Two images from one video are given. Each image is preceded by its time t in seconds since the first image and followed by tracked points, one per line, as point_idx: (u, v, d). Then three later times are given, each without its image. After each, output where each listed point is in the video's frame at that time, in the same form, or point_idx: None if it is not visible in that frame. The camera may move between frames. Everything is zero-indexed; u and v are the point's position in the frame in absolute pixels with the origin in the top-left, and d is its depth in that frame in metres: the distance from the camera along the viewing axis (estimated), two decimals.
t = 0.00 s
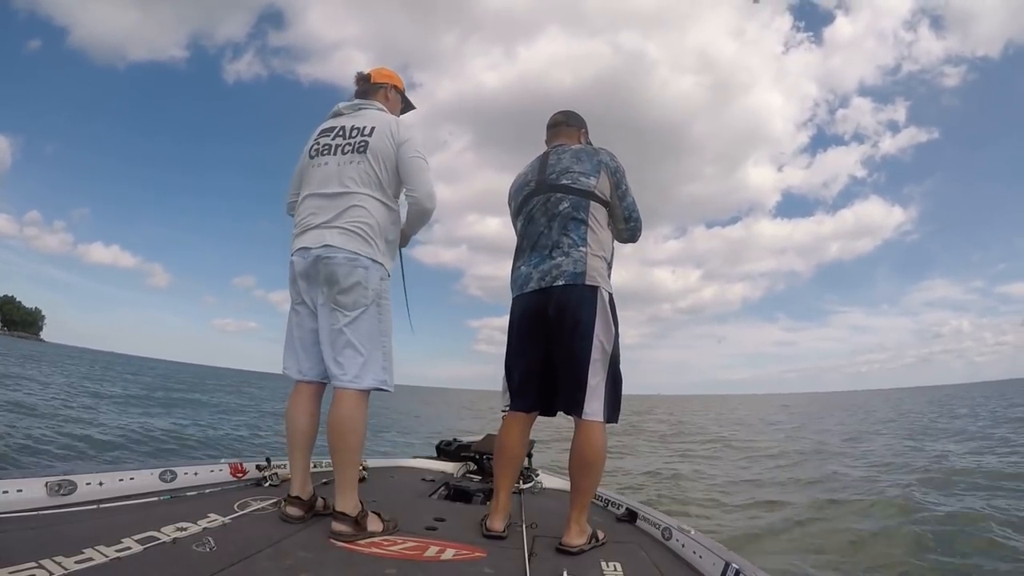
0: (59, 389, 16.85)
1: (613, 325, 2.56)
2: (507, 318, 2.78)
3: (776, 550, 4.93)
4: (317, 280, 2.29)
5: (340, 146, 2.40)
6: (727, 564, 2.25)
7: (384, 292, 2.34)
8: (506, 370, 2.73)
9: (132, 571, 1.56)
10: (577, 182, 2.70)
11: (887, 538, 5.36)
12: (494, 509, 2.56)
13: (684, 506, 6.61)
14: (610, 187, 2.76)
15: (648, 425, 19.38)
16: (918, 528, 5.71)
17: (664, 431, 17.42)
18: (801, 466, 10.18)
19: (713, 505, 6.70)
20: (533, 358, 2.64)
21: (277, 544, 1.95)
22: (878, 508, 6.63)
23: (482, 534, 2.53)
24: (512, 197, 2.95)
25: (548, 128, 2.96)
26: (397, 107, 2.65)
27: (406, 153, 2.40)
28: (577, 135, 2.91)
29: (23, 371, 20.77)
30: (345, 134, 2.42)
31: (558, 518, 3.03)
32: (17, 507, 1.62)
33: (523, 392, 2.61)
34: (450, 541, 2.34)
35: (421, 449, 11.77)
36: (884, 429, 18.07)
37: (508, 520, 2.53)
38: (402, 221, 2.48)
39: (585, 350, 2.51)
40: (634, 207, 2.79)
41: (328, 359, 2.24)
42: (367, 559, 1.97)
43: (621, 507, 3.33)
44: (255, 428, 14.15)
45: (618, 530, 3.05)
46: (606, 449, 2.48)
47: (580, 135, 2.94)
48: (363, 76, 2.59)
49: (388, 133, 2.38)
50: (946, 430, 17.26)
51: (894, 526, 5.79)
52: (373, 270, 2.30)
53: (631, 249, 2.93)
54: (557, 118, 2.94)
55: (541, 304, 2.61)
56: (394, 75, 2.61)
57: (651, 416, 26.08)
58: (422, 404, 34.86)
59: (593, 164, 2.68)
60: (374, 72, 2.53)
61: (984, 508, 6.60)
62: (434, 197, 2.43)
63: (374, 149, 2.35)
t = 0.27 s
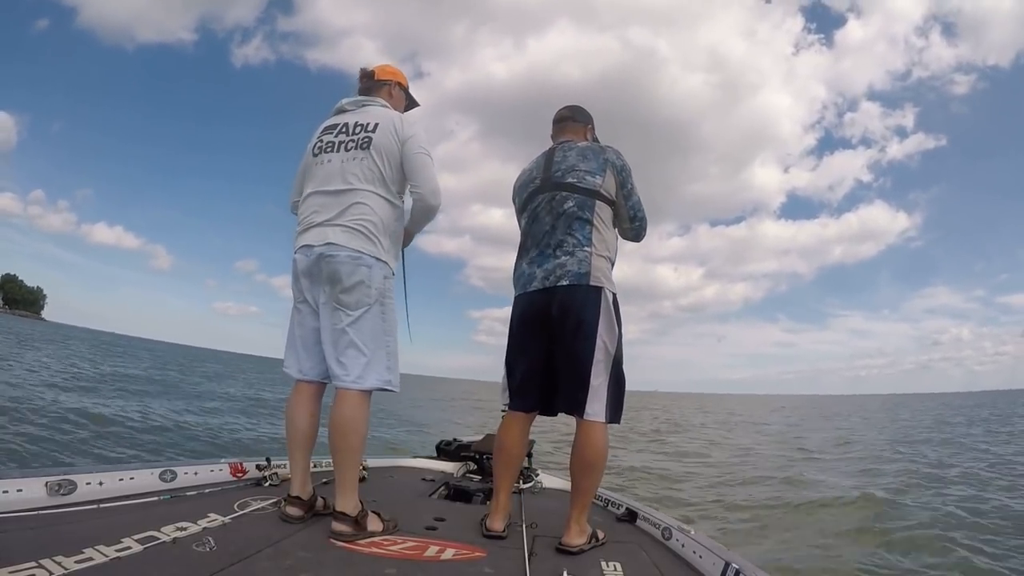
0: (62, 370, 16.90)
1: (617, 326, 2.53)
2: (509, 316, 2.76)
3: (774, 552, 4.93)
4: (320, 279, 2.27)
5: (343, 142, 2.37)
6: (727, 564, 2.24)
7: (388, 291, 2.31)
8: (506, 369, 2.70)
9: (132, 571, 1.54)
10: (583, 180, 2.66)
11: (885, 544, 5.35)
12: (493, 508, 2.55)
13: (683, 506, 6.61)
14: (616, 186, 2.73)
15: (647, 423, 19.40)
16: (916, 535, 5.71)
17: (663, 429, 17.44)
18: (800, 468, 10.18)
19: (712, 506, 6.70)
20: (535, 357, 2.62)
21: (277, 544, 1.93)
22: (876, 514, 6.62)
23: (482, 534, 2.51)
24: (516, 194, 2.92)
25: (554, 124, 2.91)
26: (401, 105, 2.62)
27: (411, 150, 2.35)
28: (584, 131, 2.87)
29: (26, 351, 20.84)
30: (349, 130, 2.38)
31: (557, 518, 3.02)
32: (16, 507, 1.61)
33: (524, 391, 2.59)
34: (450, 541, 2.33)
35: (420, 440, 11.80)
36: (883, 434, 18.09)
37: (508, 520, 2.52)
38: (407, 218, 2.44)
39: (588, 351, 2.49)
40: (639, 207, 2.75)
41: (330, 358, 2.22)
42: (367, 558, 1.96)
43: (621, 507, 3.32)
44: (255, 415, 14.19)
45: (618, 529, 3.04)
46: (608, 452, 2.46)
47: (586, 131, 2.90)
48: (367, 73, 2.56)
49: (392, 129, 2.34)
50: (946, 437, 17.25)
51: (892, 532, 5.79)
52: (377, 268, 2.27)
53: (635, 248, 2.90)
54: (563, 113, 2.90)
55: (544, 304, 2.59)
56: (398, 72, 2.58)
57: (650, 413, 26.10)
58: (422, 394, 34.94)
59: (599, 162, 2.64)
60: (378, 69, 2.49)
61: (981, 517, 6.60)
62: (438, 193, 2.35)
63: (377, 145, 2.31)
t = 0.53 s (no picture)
0: (65, 357, 16.94)
1: (615, 327, 2.52)
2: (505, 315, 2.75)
3: (773, 550, 4.93)
4: (322, 281, 2.26)
5: (343, 143, 2.36)
6: (727, 564, 2.23)
7: (392, 291, 2.30)
8: (504, 366, 2.69)
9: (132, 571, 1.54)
10: (582, 180, 2.64)
11: (884, 544, 5.36)
12: (492, 508, 2.55)
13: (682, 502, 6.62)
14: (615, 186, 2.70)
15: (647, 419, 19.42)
16: (916, 536, 5.71)
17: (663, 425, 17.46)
18: (800, 468, 10.18)
19: (711, 502, 6.71)
20: (532, 356, 2.61)
21: (277, 545, 1.93)
22: (876, 514, 6.62)
23: (482, 534, 2.51)
24: (515, 191, 2.90)
25: (554, 120, 2.89)
26: (400, 103, 2.60)
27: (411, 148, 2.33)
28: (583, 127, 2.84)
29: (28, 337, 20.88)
30: (348, 131, 2.37)
31: (557, 518, 3.02)
32: (16, 507, 1.60)
33: (521, 389, 2.58)
34: (449, 541, 2.33)
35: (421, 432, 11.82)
36: (884, 435, 18.09)
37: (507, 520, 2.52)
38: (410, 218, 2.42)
39: (586, 351, 2.47)
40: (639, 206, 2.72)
41: (335, 360, 2.21)
42: (367, 558, 1.95)
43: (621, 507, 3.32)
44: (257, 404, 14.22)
45: (618, 529, 3.04)
46: (607, 453, 2.45)
47: (586, 129, 2.87)
48: (364, 72, 2.54)
49: (392, 128, 2.32)
50: (947, 439, 17.24)
51: (891, 533, 5.79)
52: (380, 269, 2.26)
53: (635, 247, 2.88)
54: (563, 109, 2.87)
55: (541, 303, 2.57)
56: (396, 71, 2.56)
57: (651, 410, 26.12)
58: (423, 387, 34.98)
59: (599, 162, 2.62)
60: (376, 68, 2.47)
61: (980, 520, 6.61)
62: (442, 190, 2.35)
63: (378, 144, 2.30)
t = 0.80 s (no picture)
0: (66, 356, 16.93)
1: (611, 327, 2.52)
2: (501, 316, 2.75)
3: (774, 549, 4.93)
4: (324, 284, 2.27)
5: (341, 145, 2.36)
6: (727, 565, 2.24)
7: (398, 291, 2.31)
8: (500, 366, 2.69)
9: (132, 571, 1.54)
10: (577, 180, 2.64)
11: (885, 543, 5.36)
12: (492, 508, 2.54)
13: (683, 500, 6.61)
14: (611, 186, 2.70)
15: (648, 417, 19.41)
16: (917, 534, 5.70)
17: (665, 423, 17.45)
18: (801, 465, 10.18)
19: (712, 500, 6.71)
20: (528, 356, 2.62)
21: (277, 544, 1.93)
22: (877, 512, 6.62)
23: (482, 534, 2.51)
24: (511, 191, 2.90)
25: (551, 120, 2.89)
26: (398, 104, 2.60)
27: (410, 148, 2.33)
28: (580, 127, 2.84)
29: (29, 336, 20.87)
30: (346, 133, 2.37)
31: (558, 518, 3.02)
32: (16, 507, 1.60)
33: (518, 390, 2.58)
34: (450, 541, 2.33)
35: (422, 430, 11.80)
36: (885, 433, 18.08)
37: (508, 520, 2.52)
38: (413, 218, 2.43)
39: (582, 351, 2.47)
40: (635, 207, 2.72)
41: (349, 360, 2.24)
42: (367, 558, 1.95)
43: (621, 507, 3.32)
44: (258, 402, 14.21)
45: (618, 529, 3.05)
46: (606, 451, 2.46)
47: (583, 128, 2.87)
48: (361, 73, 2.53)
49: (390, 129, 2.32)
50: (948, 437, 17.23)
51: (892, 531, 5.78)
52: (384, 270, 2.27)
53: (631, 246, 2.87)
54: (559, 108, 2.87)
55: (537, 304, 2.58)
56: (394, 72, 2.55)
57: (652, 407, 26.11)
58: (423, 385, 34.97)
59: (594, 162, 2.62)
60: (374, 70, 2.47)
61: (981, 518, 6.61)
62: (442, 190, 2.35)
63: (376, 145, 2.30)
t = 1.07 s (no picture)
0: (64, 361, 16.92)
1: (610, 327, 2.52)
2: (501, 318, 2.75)
3: (774, 547, 4.93)
4: (339, 289, 2.28)
5: (358, 151, 2.37)
6: (727, 565, 2.24)
7: (410, 297, 2.33)
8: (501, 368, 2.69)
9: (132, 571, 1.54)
10: (574, 181, 2.64)
11: (885, 540, 5.35)
12: (492, 508, 2.55)
13: (684, 500, 6.60)
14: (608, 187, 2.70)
15: (648, 417, 19.39)
16: (918, 532, 5.70)
17: (664, 423, 17.43)
18: (801, 464, 10.17)
19: (712, 500, 6.71)
20: (528, 358, 2.62)
21: (277, 544, 1.93)
22: (878, 510, 6.61)
23: (482, 534, 2.51)
24: (508, 193, 2.91)
25: (547, 121, 2.89)
26: (416, 110, 2.61)
27: (427, 159, 2.35)
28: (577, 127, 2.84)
29: (27, 341, 20.84)
30: (364, 139, 2.38)
31: (558, 518, 3.02)
32: (16, 507, 1.61)
33: (518, 391, 2.58)
34: (450, 541, 2.33)
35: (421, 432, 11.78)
36: (885, 431, 18.05)
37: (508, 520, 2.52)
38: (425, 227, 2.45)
39: (582, 352, 2.48)
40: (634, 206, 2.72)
41: (354, 365, 2.25)
42: (367, 558, 1.95)
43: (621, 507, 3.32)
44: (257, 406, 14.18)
45: (618, 529, 3.05)
46: (606, 451, 2.46)
47: (579, 129, 2.87)
48: (380, 79, 2.54)
49: (408, 139, 2.34)
50: (948, 435, 17.20)
51: (893, 529, 5.78)
52: (399, 277, 2.29)
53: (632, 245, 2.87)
54: (555, 110, 2.87)
55: (536, 306, 2.58)
56: (412, 78, 2.56)
57: (652, 408, 26.07)
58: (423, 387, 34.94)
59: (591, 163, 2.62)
60: (393, 77, 2.48)
61: (982, 515, 6.60)
62: (456, 202, 2.39)
63: (394, 153, 2.32)
